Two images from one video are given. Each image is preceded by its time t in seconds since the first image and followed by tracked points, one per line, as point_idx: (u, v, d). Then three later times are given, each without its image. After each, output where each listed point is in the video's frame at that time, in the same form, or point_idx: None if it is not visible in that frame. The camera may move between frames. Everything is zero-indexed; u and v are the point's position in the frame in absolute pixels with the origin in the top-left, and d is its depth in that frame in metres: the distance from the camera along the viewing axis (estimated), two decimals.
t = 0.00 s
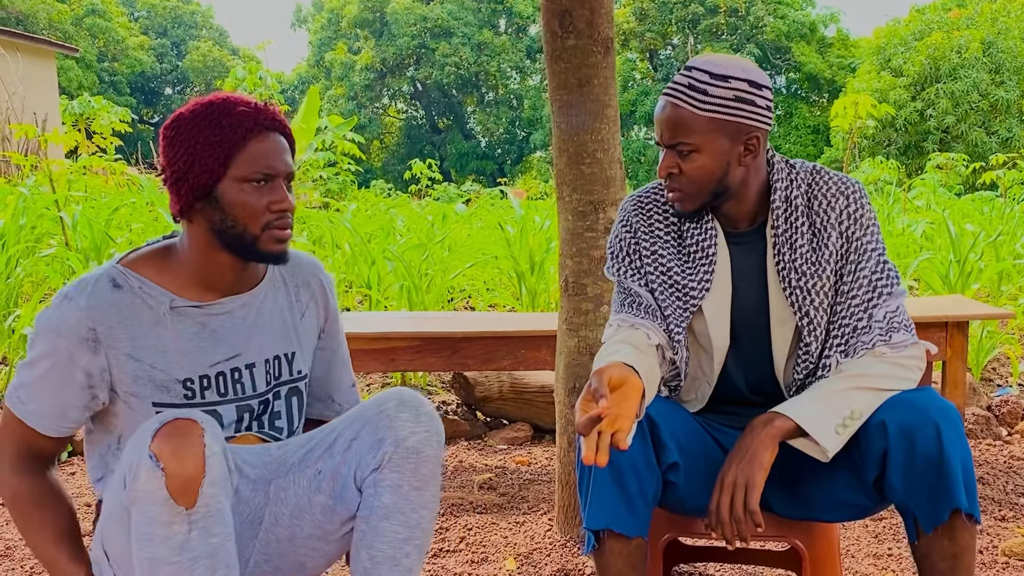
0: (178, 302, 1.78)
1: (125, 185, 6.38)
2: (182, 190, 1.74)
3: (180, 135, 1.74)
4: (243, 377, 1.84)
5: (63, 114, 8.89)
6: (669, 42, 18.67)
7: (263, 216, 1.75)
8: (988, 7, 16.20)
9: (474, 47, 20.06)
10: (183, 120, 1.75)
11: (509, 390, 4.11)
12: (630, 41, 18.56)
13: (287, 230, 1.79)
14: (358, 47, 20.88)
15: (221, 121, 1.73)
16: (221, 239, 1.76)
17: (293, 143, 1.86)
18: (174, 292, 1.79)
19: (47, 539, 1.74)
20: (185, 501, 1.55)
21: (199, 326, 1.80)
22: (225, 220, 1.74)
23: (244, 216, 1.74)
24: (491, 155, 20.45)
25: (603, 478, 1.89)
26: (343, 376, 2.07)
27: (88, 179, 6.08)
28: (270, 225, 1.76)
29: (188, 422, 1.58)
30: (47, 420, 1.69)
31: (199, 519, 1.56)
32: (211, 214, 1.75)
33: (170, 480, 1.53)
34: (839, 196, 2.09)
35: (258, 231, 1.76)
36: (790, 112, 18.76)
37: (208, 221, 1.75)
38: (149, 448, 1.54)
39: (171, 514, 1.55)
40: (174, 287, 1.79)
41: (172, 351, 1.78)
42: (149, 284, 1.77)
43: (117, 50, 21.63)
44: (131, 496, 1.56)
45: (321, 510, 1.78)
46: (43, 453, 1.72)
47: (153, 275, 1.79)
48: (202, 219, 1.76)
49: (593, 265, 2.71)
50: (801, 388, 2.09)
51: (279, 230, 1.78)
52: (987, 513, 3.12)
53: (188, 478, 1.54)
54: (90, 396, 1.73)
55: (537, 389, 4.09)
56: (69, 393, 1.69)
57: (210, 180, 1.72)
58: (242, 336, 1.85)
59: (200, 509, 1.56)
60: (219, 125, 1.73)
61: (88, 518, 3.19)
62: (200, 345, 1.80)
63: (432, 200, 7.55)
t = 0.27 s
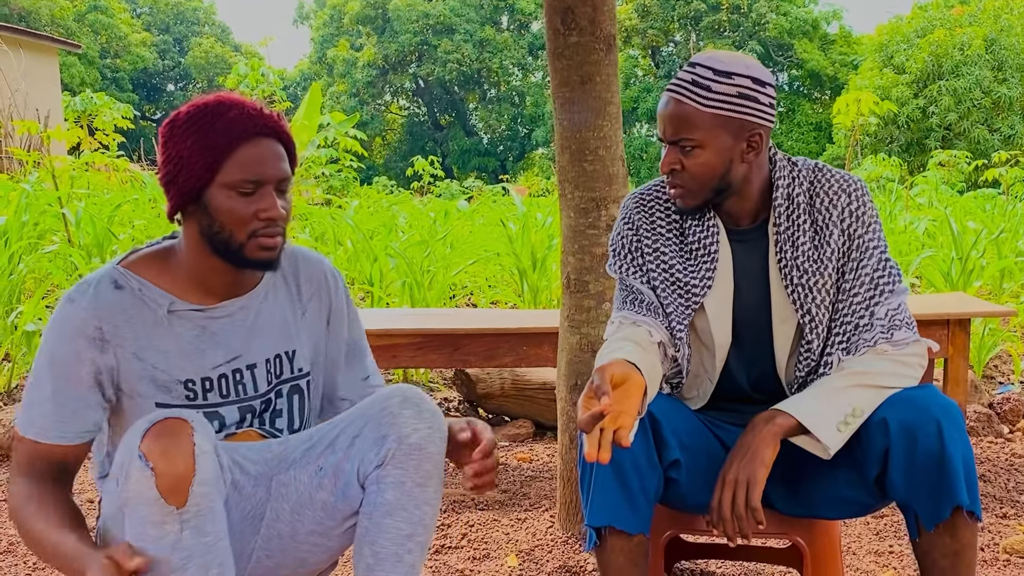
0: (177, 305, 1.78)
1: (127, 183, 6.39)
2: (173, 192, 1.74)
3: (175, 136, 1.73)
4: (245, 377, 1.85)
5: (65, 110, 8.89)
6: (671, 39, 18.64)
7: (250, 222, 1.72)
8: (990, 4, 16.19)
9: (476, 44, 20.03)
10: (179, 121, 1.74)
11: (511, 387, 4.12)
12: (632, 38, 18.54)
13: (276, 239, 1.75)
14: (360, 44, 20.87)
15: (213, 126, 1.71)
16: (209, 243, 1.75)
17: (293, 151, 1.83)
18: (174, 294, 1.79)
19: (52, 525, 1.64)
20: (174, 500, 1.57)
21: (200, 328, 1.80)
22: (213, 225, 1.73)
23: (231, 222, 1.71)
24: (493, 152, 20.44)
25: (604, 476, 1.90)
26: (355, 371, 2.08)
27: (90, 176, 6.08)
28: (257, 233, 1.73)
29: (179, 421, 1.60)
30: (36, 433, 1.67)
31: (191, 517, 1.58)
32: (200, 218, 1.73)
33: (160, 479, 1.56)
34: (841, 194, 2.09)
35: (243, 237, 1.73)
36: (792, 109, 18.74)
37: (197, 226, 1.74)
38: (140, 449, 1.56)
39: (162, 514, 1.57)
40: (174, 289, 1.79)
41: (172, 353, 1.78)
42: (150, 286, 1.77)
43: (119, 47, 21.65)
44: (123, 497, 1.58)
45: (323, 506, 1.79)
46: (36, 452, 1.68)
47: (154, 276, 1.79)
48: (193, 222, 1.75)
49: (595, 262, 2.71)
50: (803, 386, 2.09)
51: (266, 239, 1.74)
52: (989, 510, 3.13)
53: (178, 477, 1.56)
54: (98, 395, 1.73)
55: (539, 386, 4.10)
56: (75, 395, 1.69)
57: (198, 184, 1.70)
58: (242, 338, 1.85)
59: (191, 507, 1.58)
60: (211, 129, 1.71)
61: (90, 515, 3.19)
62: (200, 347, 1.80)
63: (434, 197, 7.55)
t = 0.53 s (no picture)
0: (179, 295, 1.79)
1: (130, 180, 6.39)
2: (174, 195, 1.74)
3: (179, 139, 1.73)
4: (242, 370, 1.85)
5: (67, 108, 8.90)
6: (673, 37, 18.62)
7: (243, 232, 1.70)
8: (993, 2, 16.17)
9: (478, 41, 20.01)
10: (185, 124, 1.73)
11: (513, 385, 4.12)
12: (635, 36, 18.53)
13: (269, 248, 1.73)
14: (362, 42, 20.87)
15: (214, 134, 1.69)
16: (202, 244, 1.75)
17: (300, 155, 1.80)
18: (177, 285, 1.79)
19: (65, 401, 1.52)
20: (171, 500, 1.59)
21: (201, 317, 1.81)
22: (208, 231, 1.73)
23: (224, 232, 1.71)
24: (495, 149, 20.43)
25: (606, 472, 1.90)
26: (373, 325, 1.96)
27: (92, 173, 6.08)
28: (249, 243, 1.71)
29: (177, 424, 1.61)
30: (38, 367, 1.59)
31: (188, 516, 1.61)
32: (197, 222, 1.74)
33: (156, 479, 1.57)
34: (842, 192, 2.09)
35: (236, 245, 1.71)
36: (794, 107, 18.72)
37: (194, 228, 1.75)
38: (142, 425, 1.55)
39: (159, 514, 1.59)
40: (179, 280, 1.80)
41: (173, 341, 1.79)
42: (155, 273, 1.79)
43: (121, 44, 21.69)
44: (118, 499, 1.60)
45: (324, 503, 1.79)
46: (51, 377, 1.58)
47: (160, 265, 1.80)
48: (191, 225, 1.75)
49: (597, 260, 2.71)
50: (805, 385, 2.09)
51: (259, 248, 1.72)
52: (992, 509, 3.12)
53: (173, 477, 1.58)
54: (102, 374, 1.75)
55: (541, 384, 4.10)
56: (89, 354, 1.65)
57: (194, 190, 1.70)
58: (241, 332, 1.85)
59: (187, 507, 1.60)
60: (210, 137, 1.69)
61: (93, 512, 3.19)
62: (201, 336, 1.81)
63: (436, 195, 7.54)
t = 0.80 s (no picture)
0: (188, 293, 1.77)
1: (131, 178, 6.40)
2: (180, 205, 1.70)
3: (191, 148, 1.68)
4: (248, 371, 1.84)
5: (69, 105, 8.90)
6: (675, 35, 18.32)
7: (247, 247, 1.68)
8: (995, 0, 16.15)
9: (480, 39, 19.99)
10: (198, 132, 1.69)
11: (515, 383, 4.12)
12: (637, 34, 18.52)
13: (272, 264, 1.71)
14: (364, 40, 20.87)
15: (226, 148, 1.65)
16: (207, 253, 1.72)
17: (313, 172, 1.75)
18: (186, 283, 1.78)
19: (121, 370, 1.52)
20: (170, 503, 1.59)
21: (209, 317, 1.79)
22: (212, 244, 1.70)
23: (227, 246, 1.68)
24: (496, 148, 20.44)
25: (608, 472, 1.91)
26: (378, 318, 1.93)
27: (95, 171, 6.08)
28: (253, 259, 1.69)
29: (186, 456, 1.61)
30: (95, 323, 1.58)
31: (188, 520, 1.62)
32: (202, 233, 1.71)
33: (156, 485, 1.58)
34: (823, 188, 2.08)
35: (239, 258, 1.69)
36: (796, 105, 18.71)
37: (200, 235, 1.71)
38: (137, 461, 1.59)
39: (158, 517, 1.60)
40: (188, 279, 1.78)
41: (182, 335, 1.78)
42: (165, 270, 1.77)
43: (123, 42, 21.72)
44: (120, 501, 1.62)
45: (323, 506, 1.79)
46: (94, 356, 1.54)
47: (168, 263, 1.79)
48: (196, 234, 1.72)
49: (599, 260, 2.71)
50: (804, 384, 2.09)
51: (262, 264, 1.70)
52: (993, 508, 3.13)
53: (172, 485, 1.57)
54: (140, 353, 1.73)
55: (543, 382, 4.10)
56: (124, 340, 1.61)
57: (200, 204, 1.66)
58: (248, 331, 1.83)
59: (187, 510, 1.61)
60: (221, 151, 1.64)
61: (95, 510, 3.19)
62: (208, 335, 1.80)
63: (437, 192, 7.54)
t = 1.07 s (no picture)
0: (201, 298, 1.77)
1: (132, 176, 6.39)
2: (194, 213, 1.69)
3: (208, 156, 1.66)
4: (259, 376, 1.83)
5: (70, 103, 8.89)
6: (677, 34, 18.40)
7: (261, 260, 1.67)
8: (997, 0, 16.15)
9: (482, 38, 19.99)
10: (216, 140, 1.67)
11: (516, 382, 4.12)
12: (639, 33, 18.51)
13: (285, 277, 1.71)
14: (365, 38, 20.87)
15: (246, 160, 1.63)
16: (219, 261, 1.71)
17: (331, 187, 1.74)
18: (196, 288, 1.77)
19: (124, 386, 1.51)
20: (166, 507, 1.59)
21: (223, 323, 1.79)
22: (226, 254, 1.69)
23: (242, 257, 1.68)
24: (498, 147, 20.45)
25: (609, 472, 1.91)
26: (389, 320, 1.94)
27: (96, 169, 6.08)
28: (267, 271, 1.69)
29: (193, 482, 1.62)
30: (92, 334, 1.58)
31: (184, 523, 1.62)
32: (215, 242, 1.70)
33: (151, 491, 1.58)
34: (780, 172, 2.08)
35: (253, 270, 1.69)
36: (798, 104, 18.71)
37: (213, 242, 1.71)
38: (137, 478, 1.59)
39: (155, 521, 1.60)
40: (199, 285, 1.77)
41: (196, 340, 1.78)
42: (174, 275, 1.77)
43: (125, 40, 21.73)
44: (118, 503, 1.63)
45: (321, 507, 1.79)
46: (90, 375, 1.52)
47: (178, 266, 1.78)
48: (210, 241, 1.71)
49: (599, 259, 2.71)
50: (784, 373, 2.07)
51: (277, 276, 1.70)
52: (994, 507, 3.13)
53: (166, 488, 1.57)
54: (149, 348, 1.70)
55: (544, 381, 4.11)
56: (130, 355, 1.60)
57: (217, 215, 1.65)
58: (258, 335, 1.83)
59: (183, 513, 1.61)
60: (240, 165, 1.63)
61: (96, 509, 3.19)
62: (221, 340, 1.79)
63: (439, 191, 7.54)
